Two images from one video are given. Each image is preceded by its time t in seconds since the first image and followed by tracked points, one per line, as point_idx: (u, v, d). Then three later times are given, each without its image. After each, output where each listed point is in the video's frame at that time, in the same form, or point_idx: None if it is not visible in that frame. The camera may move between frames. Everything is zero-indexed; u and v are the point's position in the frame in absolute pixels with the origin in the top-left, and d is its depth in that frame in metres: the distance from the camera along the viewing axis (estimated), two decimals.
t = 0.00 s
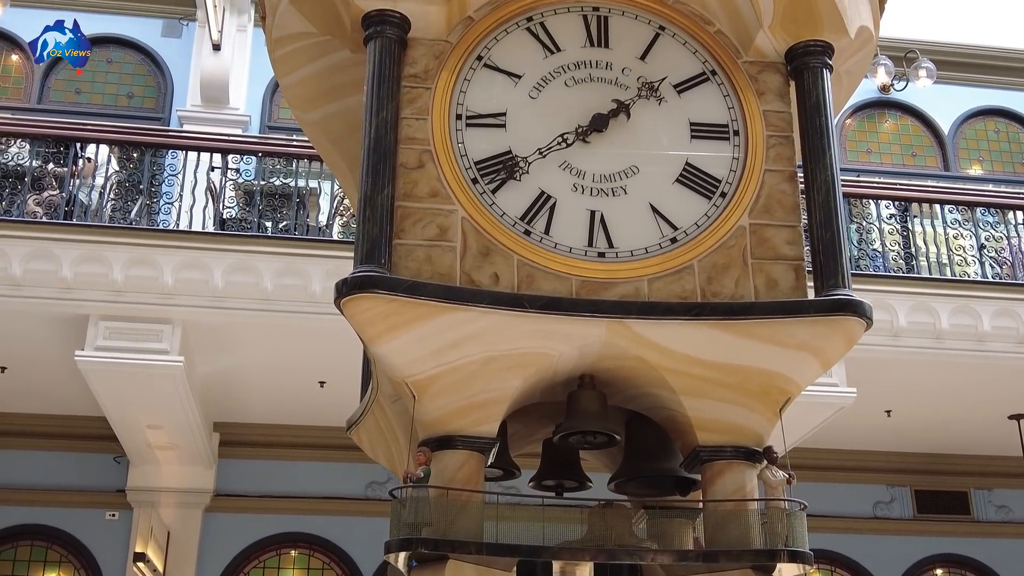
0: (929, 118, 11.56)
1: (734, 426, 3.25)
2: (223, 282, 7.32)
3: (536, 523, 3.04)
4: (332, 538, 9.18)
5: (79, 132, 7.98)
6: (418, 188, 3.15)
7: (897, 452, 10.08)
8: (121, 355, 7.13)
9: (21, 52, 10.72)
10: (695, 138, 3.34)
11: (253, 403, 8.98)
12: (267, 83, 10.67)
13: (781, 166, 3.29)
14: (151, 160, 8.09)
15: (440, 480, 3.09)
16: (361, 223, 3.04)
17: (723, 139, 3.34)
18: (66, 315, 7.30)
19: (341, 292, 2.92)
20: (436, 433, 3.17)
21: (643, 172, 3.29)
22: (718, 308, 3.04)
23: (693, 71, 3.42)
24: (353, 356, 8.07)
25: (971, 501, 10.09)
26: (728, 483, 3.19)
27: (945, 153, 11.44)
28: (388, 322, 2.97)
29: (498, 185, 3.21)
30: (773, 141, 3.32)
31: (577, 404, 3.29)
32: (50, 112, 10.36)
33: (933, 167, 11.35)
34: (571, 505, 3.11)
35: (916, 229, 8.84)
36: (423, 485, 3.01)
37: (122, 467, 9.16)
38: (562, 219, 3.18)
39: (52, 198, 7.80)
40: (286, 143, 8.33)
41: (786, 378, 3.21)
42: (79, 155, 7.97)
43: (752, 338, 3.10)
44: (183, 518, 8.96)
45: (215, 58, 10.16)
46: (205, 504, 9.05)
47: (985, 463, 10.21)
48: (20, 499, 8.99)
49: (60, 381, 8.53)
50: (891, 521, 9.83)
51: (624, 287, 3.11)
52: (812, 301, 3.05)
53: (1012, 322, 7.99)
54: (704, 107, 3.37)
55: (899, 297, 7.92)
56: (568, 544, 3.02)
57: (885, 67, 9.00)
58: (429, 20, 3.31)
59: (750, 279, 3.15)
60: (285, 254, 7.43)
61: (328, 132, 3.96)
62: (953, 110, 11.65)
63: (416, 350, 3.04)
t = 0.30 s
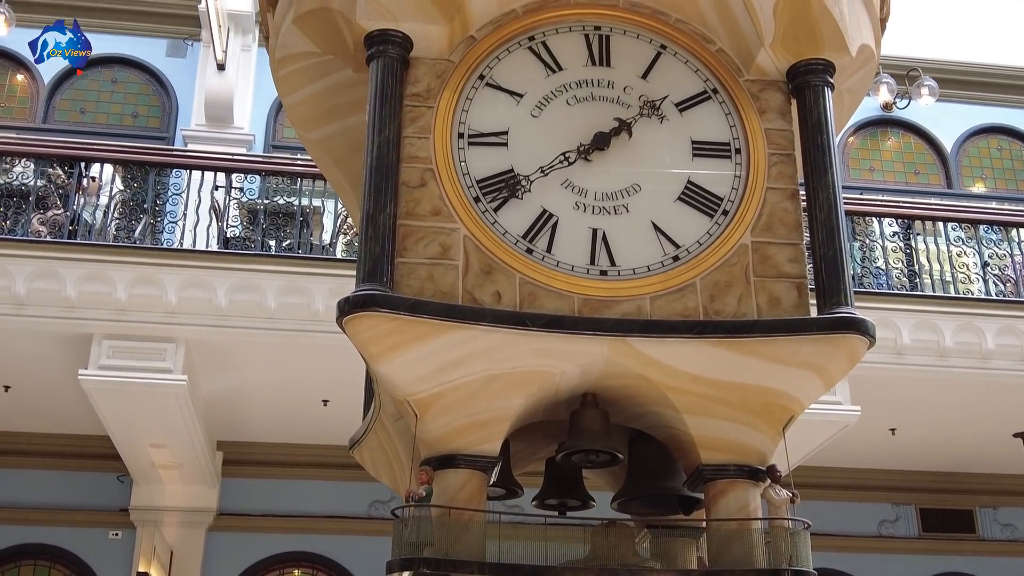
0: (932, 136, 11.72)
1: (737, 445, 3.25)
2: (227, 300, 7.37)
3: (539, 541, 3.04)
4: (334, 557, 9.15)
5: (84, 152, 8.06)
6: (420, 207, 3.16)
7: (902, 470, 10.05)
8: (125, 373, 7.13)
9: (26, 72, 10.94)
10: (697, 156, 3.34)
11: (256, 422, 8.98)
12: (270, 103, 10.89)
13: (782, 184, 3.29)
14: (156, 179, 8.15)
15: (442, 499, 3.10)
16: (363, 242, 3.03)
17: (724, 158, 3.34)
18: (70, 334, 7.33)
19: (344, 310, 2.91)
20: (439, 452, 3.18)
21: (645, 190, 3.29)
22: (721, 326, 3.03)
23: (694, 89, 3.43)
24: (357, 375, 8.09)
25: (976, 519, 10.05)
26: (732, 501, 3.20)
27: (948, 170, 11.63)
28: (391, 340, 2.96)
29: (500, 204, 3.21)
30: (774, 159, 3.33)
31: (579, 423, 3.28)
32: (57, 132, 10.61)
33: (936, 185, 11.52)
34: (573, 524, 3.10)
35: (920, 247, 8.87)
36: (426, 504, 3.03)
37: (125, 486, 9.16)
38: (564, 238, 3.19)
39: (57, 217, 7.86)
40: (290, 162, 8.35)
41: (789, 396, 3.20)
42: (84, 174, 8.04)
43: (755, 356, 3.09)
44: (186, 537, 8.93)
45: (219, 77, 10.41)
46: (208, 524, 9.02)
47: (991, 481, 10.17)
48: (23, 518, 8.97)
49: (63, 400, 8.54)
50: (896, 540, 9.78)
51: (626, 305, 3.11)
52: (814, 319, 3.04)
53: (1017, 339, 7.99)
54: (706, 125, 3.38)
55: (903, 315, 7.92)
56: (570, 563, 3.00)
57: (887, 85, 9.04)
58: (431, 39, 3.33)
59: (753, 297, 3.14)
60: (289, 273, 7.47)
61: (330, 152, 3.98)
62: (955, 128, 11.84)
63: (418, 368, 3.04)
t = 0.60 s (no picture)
0: (935, 156, 11.78)
1: (741, 466, 3.22)
2: (230, 322, 7.52)
3: (543, 564, 3.04)
4: None
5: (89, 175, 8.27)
6: (423, 228, 3.15)
7: (908, 491, 10.01)
8: (128, 395, 7.26)
9: (32, 95, 11.06)
10: (700, 176, 3.34)
11: (261, 443, 9.00)
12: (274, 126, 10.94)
13: (785, 205, 3.29)
14: (161, 202, 8.38)
15: (445, 520, 3.08)
16: (365, 263, 3.03)
17: (727, 178, 3.34)
18: (74, 356, 7.48)
19: (346, 331, 2.90)
20: (442, 473, 3.16)
21: (648, 211, 3.29)
22: (724, 347, 3.02)
23: (696, 110, 3.44)
24: (360, 396, 8.16)
25: (983, 540, 9.98)
26: (736, 523, 3.17)
27: (952, 191, 11.68)
28: (393, 362, 2.95)
29: (503, 224, 3.22)
30: (777, 180, 3.33)
31: (583, 444, 3.27)
32: (62, 154, 10.69)
33: (940, 206, 11.58)
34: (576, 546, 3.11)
35: (924, 267, 8.95)
36: (428, 526, 3.02)
37: (130, 509, 9.13)
38: (567, 259, 3.18)
39: (61, 240, 8.04)
40: (294, 184, 8.57)
41: (793, 417, 3.18)
42: (87, 196, 8.23)
43: (759, 376, 3.07)
44: (190, 559, 8.88)
45: (225, 100, 10.39)
46: (211, 546, 8.98)
47: (997, 502, 10.12)
48: (26, 540, 8.95)
49: (68, 422, 8.60)
50: (903, 561, 9.71)
51: (629, 325, 3.10)
52: (818, 339, 3.03)
53: (1021, 359, 8.06)
54: (708, 146, 3.39)
55: (906, 335, 7.99)
56: None
57: (891, 106, 9.16)
58: (434, 61, 3.34)
59: (756, 318, 3.14)
60: (292, 295, 7.62)
61: (333, 173, 3.98)
62: (959, 148, 11.92)
63: (421, 390, 3.03)
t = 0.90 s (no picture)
0: (939, 175, 11.80)
1: (744, 486, 3.20)
2: (234, 342, 7.61)
3: None
4: None
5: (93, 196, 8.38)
6: (424, 247, 3.15)
7: (914, 511, 9.95)
8: (130, 417, 7.35)
9: (37, 116, 11.16)
10: (702, 196, 3.34)
11: (264, 463, 9.00)
12: (278, 146, 11.06)
13: (788, 224, 3.28)
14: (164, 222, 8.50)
15: (446, 541, 3.06)
16: (367, 283, 3.02)
17: (729, 197, 3.34)
18: (77, 376, 7.56)
19: (348, 351, 2.89)
20: (443, 494, 3.15)
21: (650, 230, 3.29)
22: (726, 366, 3.01)
23: (698, 129, 3.44)
24: (364, 416, 8.20)
25: (990, 560, 9.92)
26: (740, 544, 3.15)
27: (957, 210, 11.69)
28: (395, 382, 2.93)
29: (505, 243, 3.21)
30: (779, 199, 3.32)
31: (585, 464, 3.26)
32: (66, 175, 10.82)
33: (945, 224, 11.58)
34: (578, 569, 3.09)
35: (929, 286, 8.98)
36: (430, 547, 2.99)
37: (132, 529, 9.13)
38: (569, 278, 3.18)
39: (65, 260, 8.14)
40: (298, 204, 8.69)
41: (797, 437, 3.17)
42: (91, 217, 8.31)
43: (762, 396, 3.06)
44: None
45: (228, 121, 10.71)
46: (214, 567, 8.95)
47: (1005, 522, 10.07)
48: (28, 561, 8.94)
49: (71, 444, 8.63)
50: None
51: (632, 344, 3.09)
52: (822, 358, 3.01)
53: None
54: (710, 165, 3.38)
55: (912, 354, 8.01)
56: None
57: (894, 125, 9.21)
58: (435, 80, 3.35)
59: (759, 336, 3.12)
60: (294, 314, 7.70)
61: (335, 193, 3.99)
62: (964, 167, 11.93)
63: (423, 410, 3.01)
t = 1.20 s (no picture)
0: (944, 191, 11.80)
1: (747, 502, 3.18)
2: (236, 358, 7.78)
3: None
4: None
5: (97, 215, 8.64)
6: (426, 263, 3.15)
7: (922, 529, 9.92)
8: (132, 435, 7.47)
9: (43, 135, 11.29)
10: (704, 211, 3.34)
11: (268, 481, 9.07)
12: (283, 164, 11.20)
13: (790, 238, 3.27)
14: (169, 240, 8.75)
15: (448, 557, 3.06)
16: (368, 299, 3.02)
17: (731, 212, 3.33)
18: (81, 394, 7.71)
19: (349, 367, 2.88)
20: (445, 510, 3.13)
21: (652, 245, 3.28)
22: (729, 381, 2.99)
23: (700, 143, 3.44)
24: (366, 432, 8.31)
25: None
26: (744, 560, 3.13)
27: (962, 226, 11.68)
28: (396, 398, 2.92)
29: (506, 259, 3.21)
30: (781, 214, 3.32)
31: (588, 481, 3.24)
32: (71, 194, 10.93)
33: (950, 240, 11.58)
34: None
35: (935, 301, 9.06)
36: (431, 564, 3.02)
37: (136, 549, 9.19)
38: (571, 293, 3.17)
39: (69, 278, 8.44)
40: (302, 222, 8.93)
41: (801, 452, 3.14)
42: (96, 235, 8.64)
43: (765, 411, 3.04)
44: None
45: (233, 139, 10.72)
46: None
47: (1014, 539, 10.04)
48: None
49: (75, 460, 8.75)
50: None
51: (634, 359, 3.08)
52: (825, 372, 3.00)
53: None
54: (712, 180, 3.38)
55: (918, 370, 8.04)
56: None
57: (897, 141, 9.26)
58: (437, 96, 3.35)
59: (762, 351, 3.11)
60: (298, 331, 7.89)
61: (338, 209, 3.99)
62: (968, 183, 11.94)
63: (424, 426, 3.00)
